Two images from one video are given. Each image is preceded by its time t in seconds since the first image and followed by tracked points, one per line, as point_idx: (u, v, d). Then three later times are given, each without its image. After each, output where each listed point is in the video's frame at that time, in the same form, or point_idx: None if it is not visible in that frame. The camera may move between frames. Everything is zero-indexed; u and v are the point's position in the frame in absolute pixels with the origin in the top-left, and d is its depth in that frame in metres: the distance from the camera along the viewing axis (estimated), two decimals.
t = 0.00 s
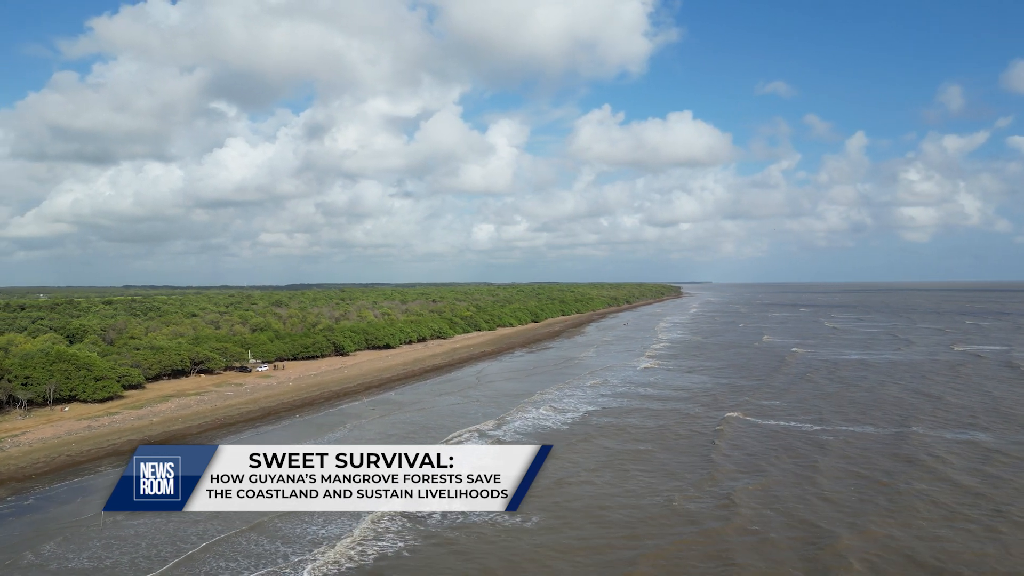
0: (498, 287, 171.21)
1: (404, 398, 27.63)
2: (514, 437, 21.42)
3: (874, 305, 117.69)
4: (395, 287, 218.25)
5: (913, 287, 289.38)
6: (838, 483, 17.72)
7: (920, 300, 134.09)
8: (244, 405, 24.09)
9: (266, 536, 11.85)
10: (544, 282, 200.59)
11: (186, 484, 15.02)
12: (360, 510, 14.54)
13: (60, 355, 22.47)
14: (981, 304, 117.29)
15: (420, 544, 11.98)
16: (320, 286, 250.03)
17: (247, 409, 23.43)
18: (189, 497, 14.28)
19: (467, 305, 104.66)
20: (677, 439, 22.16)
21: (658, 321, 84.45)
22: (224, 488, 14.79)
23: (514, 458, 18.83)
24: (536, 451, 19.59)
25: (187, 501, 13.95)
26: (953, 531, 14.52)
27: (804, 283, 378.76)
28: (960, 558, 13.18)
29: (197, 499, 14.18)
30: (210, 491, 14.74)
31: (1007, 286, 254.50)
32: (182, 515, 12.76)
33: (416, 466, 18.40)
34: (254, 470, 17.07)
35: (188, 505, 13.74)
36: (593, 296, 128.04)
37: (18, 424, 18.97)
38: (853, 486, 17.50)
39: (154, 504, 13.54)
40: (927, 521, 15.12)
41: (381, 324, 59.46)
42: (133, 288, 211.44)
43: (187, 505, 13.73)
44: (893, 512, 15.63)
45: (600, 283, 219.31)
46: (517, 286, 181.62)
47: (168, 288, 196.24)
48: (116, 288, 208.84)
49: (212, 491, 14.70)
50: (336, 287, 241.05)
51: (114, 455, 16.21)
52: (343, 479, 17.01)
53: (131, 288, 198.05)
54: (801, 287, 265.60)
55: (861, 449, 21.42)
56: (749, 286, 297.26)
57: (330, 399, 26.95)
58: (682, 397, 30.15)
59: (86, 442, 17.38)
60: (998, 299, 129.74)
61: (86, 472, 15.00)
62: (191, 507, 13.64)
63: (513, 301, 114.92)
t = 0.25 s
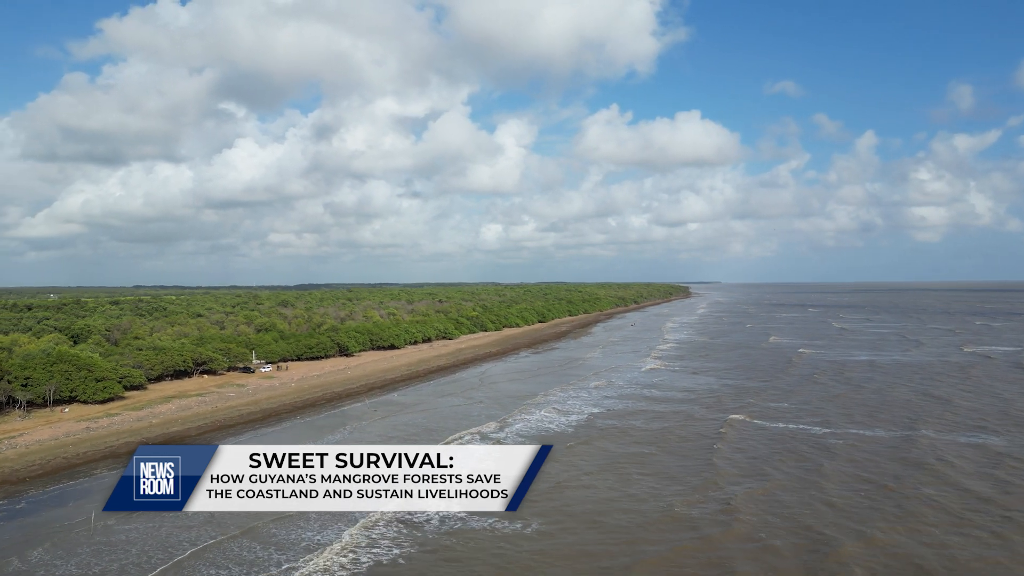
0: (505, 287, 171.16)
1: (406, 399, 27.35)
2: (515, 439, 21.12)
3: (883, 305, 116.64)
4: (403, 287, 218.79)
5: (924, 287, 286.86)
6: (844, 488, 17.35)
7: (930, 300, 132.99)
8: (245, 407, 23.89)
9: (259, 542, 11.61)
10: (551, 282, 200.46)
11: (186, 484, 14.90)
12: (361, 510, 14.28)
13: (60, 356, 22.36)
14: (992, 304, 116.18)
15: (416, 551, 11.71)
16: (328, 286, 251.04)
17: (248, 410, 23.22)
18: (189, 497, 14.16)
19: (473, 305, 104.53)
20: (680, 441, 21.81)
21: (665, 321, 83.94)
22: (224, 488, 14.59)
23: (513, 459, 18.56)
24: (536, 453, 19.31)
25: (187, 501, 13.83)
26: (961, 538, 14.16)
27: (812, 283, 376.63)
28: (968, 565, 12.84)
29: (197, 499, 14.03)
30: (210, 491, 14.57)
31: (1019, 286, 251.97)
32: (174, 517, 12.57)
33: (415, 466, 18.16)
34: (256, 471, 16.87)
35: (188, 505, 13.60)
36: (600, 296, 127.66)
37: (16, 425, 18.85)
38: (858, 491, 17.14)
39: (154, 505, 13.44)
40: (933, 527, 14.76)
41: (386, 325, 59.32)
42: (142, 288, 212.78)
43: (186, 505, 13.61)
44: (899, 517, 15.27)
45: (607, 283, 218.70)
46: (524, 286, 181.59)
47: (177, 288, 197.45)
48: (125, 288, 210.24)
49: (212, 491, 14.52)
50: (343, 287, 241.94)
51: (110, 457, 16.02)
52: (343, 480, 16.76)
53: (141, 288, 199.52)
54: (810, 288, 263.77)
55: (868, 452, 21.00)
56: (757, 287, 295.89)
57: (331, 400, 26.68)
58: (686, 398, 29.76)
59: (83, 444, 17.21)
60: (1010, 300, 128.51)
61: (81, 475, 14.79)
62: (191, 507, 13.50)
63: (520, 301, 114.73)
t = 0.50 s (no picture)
0: (512, 287, 171.32)
1: (408, 400, 27.07)
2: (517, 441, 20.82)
3: (893, 305, 115.73)
4: (410, 287, 219.23)
5: (935, 287, 284.30)
6: (850, 493, 16.96)
7: (940, 300, 131.90)
8: (246, 408, 23.69)
9: (251, 548, 11.36)
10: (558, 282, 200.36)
11: (186, 485, 14.74)
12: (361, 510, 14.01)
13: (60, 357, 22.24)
14: (1002, 305, 115.07)
15: (411, 558, 11.43)
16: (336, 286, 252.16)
17: (248, 412, 23.03)
18: (189, 497, 13.99)
19: (479, 305, 104.37)
20: (684, 444, 21.45)
21: (672, 322, 83.40)
22: (223, 488, 14.39)
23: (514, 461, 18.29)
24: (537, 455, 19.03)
25: (186, 501, 13.66)
26: (970, 545, 13.79)
27: (822, 283, 374.28)
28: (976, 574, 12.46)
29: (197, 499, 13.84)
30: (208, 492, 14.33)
31: None
32: (167, 520, 12.36)
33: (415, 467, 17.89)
34: (258, 471, 16.65)
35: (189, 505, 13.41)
36: (608, 296, 127.31)
37: (15, 427, 18.73)
38: (865, 496, 16.75)
39: (154, 505, 13.28)
40: (942, 533, 14.38)
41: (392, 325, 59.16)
42: (152, 287, 213.99)
43: (186, 505, 13.43)
44: (907, 524, 14.89)
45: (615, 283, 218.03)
46: (532, 287, 181.83)
47: (187, 287, 199.24)
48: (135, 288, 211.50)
49: (209, 492, 14.28)
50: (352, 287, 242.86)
51: (107, 460, 15.83)
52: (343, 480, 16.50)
53: (151, 288, 201.94)
54: (819, 288, 261.93)
55: (876, 455, 20.58)
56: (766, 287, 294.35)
57: (333, 401, 26.43)
58: (691, 400, 29.36)
59: (80, 446, 17.03)
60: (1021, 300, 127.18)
61: (75, 478, 14.57)
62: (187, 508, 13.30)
63: (527, 301, 114.51)
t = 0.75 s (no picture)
0: (519, 287, 171.22)
1: (410, 402, 26.77)
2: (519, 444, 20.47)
3: (903, 305, 114.67)
4: (418, 287, 219.58)
5: (946, 287, 281.71)
6: (857, 498, 16.55)
7: (951, 300, 130.60)
8: (247, 409, 23.52)
9: (242, 555, 11.09)
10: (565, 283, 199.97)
11: (187, 485, 14.61)
12: (359, 509, 13.75)
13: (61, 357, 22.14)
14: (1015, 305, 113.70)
15: (406, 567, 11.14)
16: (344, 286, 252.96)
17: (249, 413, 22.85)
18: (189, 497, 13.89)
19: (486, 306, 104.09)
20: (689, 447, 21.04)
21: (680, 322, 82.82)
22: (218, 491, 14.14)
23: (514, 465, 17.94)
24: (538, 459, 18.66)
25: (186, 501, 13.55)
26: (982, 553, 13.37)
27: (831, 283, 371.75)
28: None
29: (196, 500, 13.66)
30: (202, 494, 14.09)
31: None
32: (159, 525, 12.11)
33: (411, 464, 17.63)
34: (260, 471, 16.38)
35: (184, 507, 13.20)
36: (615, 296, 126.89)
37: (14, 428, 18.61)
38: (873, 501, 16.34)
39: (153, 505, 13.20)
40: (954, 541, 13.96)
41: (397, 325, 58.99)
42: (161, 288, 215.14)
43: (186, 505, 13.33)
44: (916, 531, 14.47)
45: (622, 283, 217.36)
46: (539, 287, 181.62)
47: (195, 287, 200.43)
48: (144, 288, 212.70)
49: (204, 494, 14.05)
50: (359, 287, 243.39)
51: (102, 463, 15.65)
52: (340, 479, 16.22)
53: (161, 288, 203.44)
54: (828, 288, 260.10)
55: (884, 460, 20.12)
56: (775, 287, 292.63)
57: (335, 402, 26.16)
58: (697, 402, 28.91)
59: (77, 448, 16.84)
60: None
61: (69, 481, 14.40)
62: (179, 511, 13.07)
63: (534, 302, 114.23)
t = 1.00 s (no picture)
0: (527, 286, 171.18)
1: (413, 404, 26.49)
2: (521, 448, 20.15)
3: (913, 305, 113.66)
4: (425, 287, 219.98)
5: (958, 286, 279.02)
6: (865, 504, 16.12)
7: (962, 300, 129.35)
8: (247, 411, 23.32)
9: (234, 563, 10.81)
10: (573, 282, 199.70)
11: (188, 486, 14.61)
12: (355, 512, 13.48)
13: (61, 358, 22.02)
14: None
15: None
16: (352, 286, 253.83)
17: (249, 415, 22.65)
18: (190, 497, 13.88)
19: (492, 306, 103.77)
20: (693, 451, 20.61)
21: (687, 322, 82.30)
22: (213, 495, 13.89)
23: (513, 470, 17.62)
24: (538, 465, 18.31)
25: (187, 501, 13.55)
26: (993, 563, 12.95)
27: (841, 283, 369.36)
28: None
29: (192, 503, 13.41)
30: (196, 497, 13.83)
31: None
32: (150, 531, 11.84)
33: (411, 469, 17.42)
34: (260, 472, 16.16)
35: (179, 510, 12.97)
36: (622, 296, 126.46)
37: (12, 430, 18.47)
38: (881, 508, 15.91)
39: (154, 504, 13.21)
40: (964, 550, 13.52)
41: (403, 325, 58.86)
42: (171, 287, 216.75)
43: (186, 505, 13.32)
44: (925, 539, 14.05)
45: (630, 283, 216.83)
46: (546, 287, 181.61)
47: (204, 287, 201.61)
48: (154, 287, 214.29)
49: (198, 498, 13.79)
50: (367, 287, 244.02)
51: (99, 465, 15.46)
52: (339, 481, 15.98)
53: (170, 288, 204.88)
54: (838, 288, 258.24)
55: (893, 464, 19.65)
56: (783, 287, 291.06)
57: (336, 404, 25.93)
58: (703, 404, 28.45)
59: (74, 450, 16.65)
60: None
61: (64, 484, 14.21)
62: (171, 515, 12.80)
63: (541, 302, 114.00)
